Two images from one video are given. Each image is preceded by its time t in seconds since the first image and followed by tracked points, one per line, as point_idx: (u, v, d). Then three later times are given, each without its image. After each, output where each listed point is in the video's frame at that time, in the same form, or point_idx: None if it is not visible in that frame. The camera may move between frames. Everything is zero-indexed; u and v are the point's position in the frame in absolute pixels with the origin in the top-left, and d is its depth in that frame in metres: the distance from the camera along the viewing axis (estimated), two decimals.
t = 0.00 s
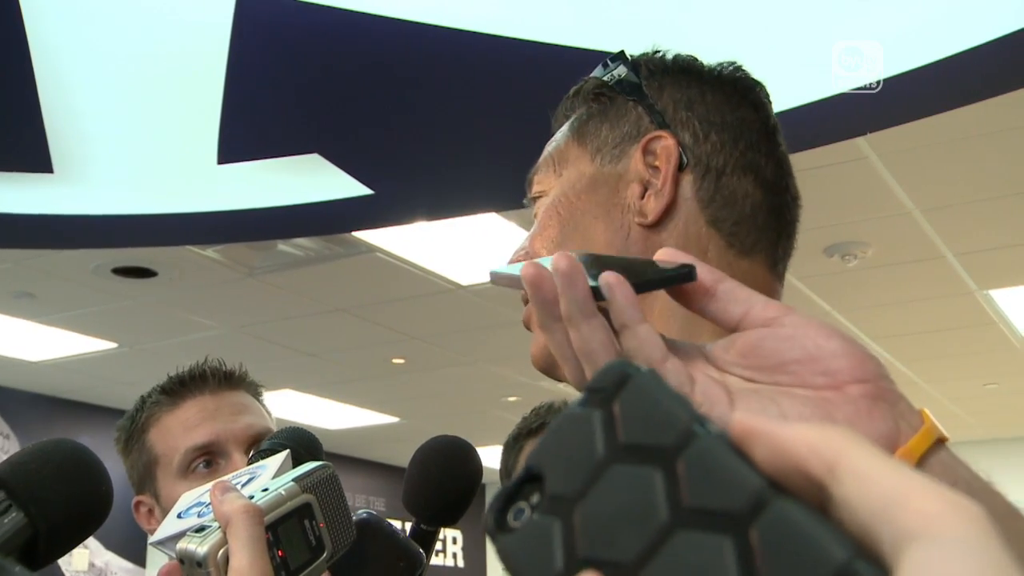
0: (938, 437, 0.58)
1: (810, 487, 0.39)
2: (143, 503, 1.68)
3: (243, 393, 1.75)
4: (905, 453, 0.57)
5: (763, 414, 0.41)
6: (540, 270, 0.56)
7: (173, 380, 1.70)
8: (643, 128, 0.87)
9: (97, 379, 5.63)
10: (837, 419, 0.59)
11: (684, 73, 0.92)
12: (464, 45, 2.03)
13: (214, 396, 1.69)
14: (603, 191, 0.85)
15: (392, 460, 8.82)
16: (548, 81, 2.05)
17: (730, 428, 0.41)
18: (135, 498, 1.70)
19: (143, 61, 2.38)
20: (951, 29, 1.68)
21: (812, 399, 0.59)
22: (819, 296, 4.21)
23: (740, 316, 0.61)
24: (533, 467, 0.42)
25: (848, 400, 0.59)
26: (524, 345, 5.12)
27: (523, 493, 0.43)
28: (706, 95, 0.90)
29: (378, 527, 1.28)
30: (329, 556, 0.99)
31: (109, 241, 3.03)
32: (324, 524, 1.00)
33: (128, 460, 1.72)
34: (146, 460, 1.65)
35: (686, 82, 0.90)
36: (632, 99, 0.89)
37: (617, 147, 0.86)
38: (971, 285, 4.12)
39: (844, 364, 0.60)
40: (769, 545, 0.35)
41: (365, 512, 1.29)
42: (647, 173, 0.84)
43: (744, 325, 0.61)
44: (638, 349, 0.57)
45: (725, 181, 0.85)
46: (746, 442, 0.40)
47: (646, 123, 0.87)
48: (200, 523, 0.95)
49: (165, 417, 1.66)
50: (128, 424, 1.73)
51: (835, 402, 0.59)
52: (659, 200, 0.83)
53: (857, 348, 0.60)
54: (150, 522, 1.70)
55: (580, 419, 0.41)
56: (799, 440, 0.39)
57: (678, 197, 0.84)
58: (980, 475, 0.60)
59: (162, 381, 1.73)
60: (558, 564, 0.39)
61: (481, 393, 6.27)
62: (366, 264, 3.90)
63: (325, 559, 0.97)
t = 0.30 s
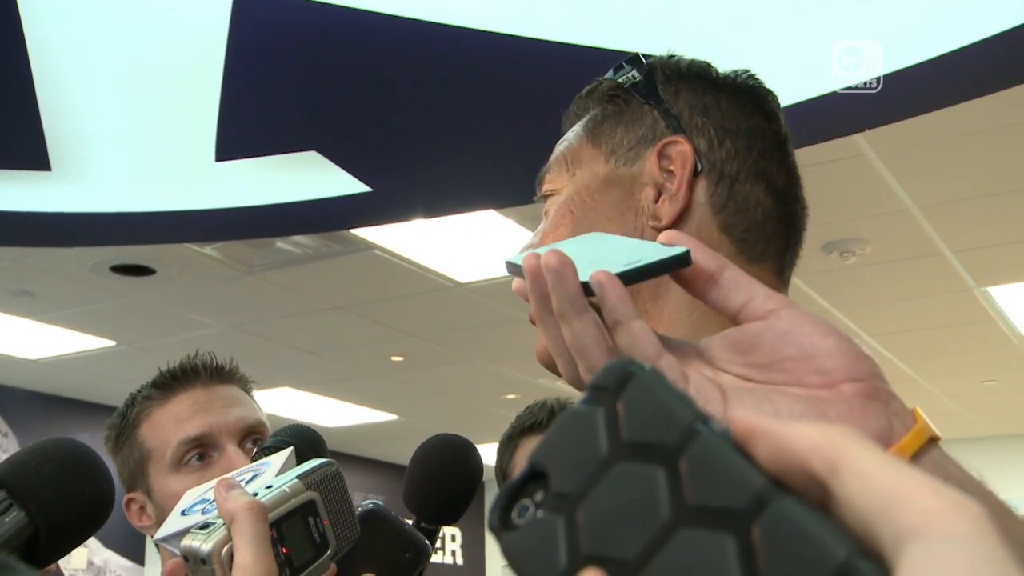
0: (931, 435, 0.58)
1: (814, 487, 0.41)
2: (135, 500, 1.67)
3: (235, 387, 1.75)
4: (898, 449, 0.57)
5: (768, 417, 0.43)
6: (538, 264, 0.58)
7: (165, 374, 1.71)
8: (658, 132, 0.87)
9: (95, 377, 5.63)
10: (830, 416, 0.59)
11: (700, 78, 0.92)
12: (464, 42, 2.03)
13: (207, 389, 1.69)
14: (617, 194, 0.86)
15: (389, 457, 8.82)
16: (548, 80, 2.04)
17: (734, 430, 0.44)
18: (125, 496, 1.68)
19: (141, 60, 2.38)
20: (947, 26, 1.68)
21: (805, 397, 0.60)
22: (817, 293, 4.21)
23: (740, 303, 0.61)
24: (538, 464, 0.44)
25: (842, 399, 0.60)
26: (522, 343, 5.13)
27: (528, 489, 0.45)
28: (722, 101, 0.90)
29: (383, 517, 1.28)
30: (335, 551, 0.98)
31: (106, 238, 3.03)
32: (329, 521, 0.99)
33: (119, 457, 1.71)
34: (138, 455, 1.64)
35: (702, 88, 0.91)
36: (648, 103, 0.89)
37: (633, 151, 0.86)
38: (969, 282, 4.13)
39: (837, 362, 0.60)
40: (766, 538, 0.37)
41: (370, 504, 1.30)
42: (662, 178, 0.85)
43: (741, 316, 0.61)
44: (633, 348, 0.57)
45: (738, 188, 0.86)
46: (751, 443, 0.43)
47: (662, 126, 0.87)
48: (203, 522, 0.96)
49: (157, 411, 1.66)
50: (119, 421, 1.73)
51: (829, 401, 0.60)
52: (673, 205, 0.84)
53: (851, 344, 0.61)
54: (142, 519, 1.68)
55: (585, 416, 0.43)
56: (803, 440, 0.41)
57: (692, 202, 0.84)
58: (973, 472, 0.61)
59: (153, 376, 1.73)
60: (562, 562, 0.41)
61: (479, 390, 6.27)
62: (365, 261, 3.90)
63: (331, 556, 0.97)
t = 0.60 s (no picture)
0: (926, 440, 0.58)
1: (836, 477, 0.39)
2: (121, 504, 1.65)
3: (221, 390, 1.75)
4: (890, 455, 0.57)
5: (783, 402, 0.41)
6: (572, 237, 0.57)
7: (150, 377, 1.71)
8: (683, 146, 0.85)
9: (94, 376, 5.63)
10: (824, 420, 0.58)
11: (724, 97, 0.92)
12: (464, 41, 2.03)
13: (193, 391, 1.69)
14: (637, 204, 0.84)
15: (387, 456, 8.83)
16: (548, 76, 2.05)
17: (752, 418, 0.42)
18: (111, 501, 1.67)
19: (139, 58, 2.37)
20: (939, 28, 1.69)
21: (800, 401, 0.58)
22: (816, 291, 4.22)
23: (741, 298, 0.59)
24: (558, 453, 0.43)
25: (836, 403, 0.58)
26: (520, 341, 5.13)
27: (548, 478, 0.43)
28: (745, 122, 0.91)
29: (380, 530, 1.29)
30: (345, 552, 0.99)
31: (104, 237, 3.03)
32: (340, 521, 1.00)
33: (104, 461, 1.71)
34: (123, 459, 1.64)
35: (726, 107, 0.91)
36: (673, 116, 0.88)
37: (656, 162, 0.84)
38: (967, 280, 4.13)
39: (832, 366, 0.59)
40: (790, 533, 0.36)
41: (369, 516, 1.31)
42: (685, 191, 0.83)
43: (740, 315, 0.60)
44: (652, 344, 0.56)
45: (758, 209, 0.86)
46: (770, 430, 0.41)
47: (687, 140, 0.86)
48: (215, 522, 0.96)
49: (143, 414, 1.67)
50: (104, 425, 1.73)
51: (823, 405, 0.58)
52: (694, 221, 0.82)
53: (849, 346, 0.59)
54: (126, 524, 1.66)
55: (604, 406, 0.42)
56: (823, 428, 0.39)
57: (713, 218, 0.83)
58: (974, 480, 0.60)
59: (138, 378, 1.73)
60: (583, 550, 0.40)
61: (478, 389, 6.27)
62: (363, 260, 3.90)
63: (342, 557, 0.97)
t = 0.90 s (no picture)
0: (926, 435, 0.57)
1: (862, 472, 0.40)
2: (123, 501, 1.65)
3: (226, 388, 1.75)
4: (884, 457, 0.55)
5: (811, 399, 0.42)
6: (583, 244, 0.60)
7: (155, 373, 1.70)
8: (730, 174, 0.91)
9: (93, 374, 5.64)
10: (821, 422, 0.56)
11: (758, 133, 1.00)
12: (461, 39, 2.03)
13: (198, 389, 1.69)
14: (686, 221, 0.88)
15: (387, 454, 8.83)
16: (545, 74, 2.05)
17: (781, 413, 0.42)
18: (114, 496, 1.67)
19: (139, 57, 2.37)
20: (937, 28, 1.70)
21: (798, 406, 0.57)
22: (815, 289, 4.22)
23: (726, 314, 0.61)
24: (580, 448, 0.41)
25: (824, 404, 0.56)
26: (519, 339, 5.13)
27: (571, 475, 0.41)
28: (776, 160, 0.98)
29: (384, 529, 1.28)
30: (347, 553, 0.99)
31: (103, 234, 3.03)
32: (341, 523, 1.00)
33: (107, 457, 1.71)
34: (127, 455, 1.64)
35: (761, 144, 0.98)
36: (718, 143, 0.93)
37: (704, 185, 0.90)
38: (966, 278, 4.13)
39: (822, 369, 0.58)
40: (819, 528, 0.35)
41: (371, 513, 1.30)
42: (732, 217, 0.89)
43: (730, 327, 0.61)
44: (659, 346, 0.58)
45: (789, 240, 0.93)
46: (797, 426, 0.41)
47: (732, 169, 0.92)
48: (217, 524, 0.96)
49: (147, 412, 1.66)
50: (108, 420, 1.73)
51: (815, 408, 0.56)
52: (740, 245, 0.89)
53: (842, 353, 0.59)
54: (130, 520, 1.67)
55: (628, 401, 0.40)
56: (851, 422, 0.39)
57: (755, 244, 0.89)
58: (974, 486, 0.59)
59: (143, 374, 1.73)
60: (608, 546, 0.38)
61: (477, 387, 6.28)
62: (362, 258, 3.90)
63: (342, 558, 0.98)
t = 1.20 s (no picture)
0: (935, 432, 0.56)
1: (874, 480, 0.39)
2: (134, 496, 1.66)
3: (240, 387, 1.75)
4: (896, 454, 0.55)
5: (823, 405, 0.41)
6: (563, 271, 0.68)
7: (171, 370, 1.70)
8: (734, 193, 0.98)
9: (95, 372, 5.64)
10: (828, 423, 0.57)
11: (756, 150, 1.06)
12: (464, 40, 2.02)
13: (214, 389, 1.69)
14: (696, 235, 0.95)
15: (389, 451, 8.84)
16: (548, 73, 2.06)
17: (792, 421, 0.41)
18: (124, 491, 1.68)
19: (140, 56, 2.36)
20: (937, 28, 1.71)
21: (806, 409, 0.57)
22: (817, 289, 4.22)
23: (733, 315, 0.60)
24: (591, 456, 0.40)
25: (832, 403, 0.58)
26: (522, 338, 5.13)
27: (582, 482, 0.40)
28: (773, 176, 1.05)
29: (402, 526, 1.28)
30: (349, 555, 0.99)
31: (107, 231, 3.03)
32: (343, 526, 1.00)
33: (118, 452, 1.71)
34: (141, 451, 1.65)
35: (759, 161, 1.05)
36: (721, 162, 1.00)
37: (711, 202, 0.97)
38: (968, 278, 4.13)
39: (833, 369, 0.59)
40: (832, 539, 0.34)
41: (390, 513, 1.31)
42: (737, 233, 0.97)
43: (738, 326, 0.60)
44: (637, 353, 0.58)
45: (786, 253, 1.01)
46: (810, 433, 0.40)
47: (734, 187, 0.99)
48: (221, 526, 0.96)
49: (162, 410, 1.66)
50: (120, 414, 1.73)
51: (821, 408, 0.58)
52: (745, 259, 0.96)
53: (850, 350, 0.60)
54: (139, 515, 1.67)
55: (639, 408, 0.39)
56: (862, 431, 0.39)
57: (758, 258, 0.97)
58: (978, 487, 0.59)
59: (158, 370, 1.72)
60: (620, 555, 0.37)
61: (479, 386, 6.28)
62: (365, 257, 3.90)
63: (345, 561, 0.98)
